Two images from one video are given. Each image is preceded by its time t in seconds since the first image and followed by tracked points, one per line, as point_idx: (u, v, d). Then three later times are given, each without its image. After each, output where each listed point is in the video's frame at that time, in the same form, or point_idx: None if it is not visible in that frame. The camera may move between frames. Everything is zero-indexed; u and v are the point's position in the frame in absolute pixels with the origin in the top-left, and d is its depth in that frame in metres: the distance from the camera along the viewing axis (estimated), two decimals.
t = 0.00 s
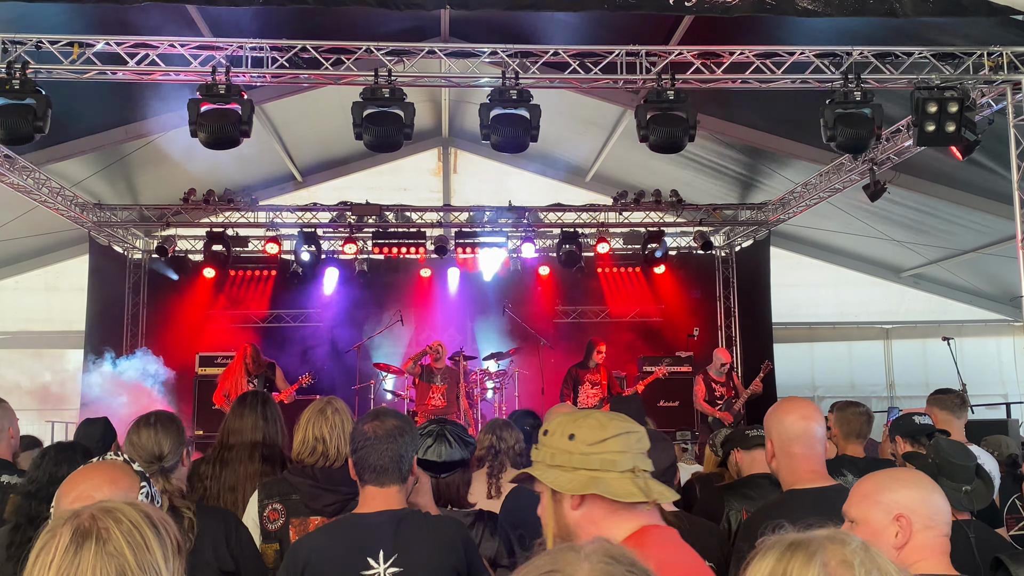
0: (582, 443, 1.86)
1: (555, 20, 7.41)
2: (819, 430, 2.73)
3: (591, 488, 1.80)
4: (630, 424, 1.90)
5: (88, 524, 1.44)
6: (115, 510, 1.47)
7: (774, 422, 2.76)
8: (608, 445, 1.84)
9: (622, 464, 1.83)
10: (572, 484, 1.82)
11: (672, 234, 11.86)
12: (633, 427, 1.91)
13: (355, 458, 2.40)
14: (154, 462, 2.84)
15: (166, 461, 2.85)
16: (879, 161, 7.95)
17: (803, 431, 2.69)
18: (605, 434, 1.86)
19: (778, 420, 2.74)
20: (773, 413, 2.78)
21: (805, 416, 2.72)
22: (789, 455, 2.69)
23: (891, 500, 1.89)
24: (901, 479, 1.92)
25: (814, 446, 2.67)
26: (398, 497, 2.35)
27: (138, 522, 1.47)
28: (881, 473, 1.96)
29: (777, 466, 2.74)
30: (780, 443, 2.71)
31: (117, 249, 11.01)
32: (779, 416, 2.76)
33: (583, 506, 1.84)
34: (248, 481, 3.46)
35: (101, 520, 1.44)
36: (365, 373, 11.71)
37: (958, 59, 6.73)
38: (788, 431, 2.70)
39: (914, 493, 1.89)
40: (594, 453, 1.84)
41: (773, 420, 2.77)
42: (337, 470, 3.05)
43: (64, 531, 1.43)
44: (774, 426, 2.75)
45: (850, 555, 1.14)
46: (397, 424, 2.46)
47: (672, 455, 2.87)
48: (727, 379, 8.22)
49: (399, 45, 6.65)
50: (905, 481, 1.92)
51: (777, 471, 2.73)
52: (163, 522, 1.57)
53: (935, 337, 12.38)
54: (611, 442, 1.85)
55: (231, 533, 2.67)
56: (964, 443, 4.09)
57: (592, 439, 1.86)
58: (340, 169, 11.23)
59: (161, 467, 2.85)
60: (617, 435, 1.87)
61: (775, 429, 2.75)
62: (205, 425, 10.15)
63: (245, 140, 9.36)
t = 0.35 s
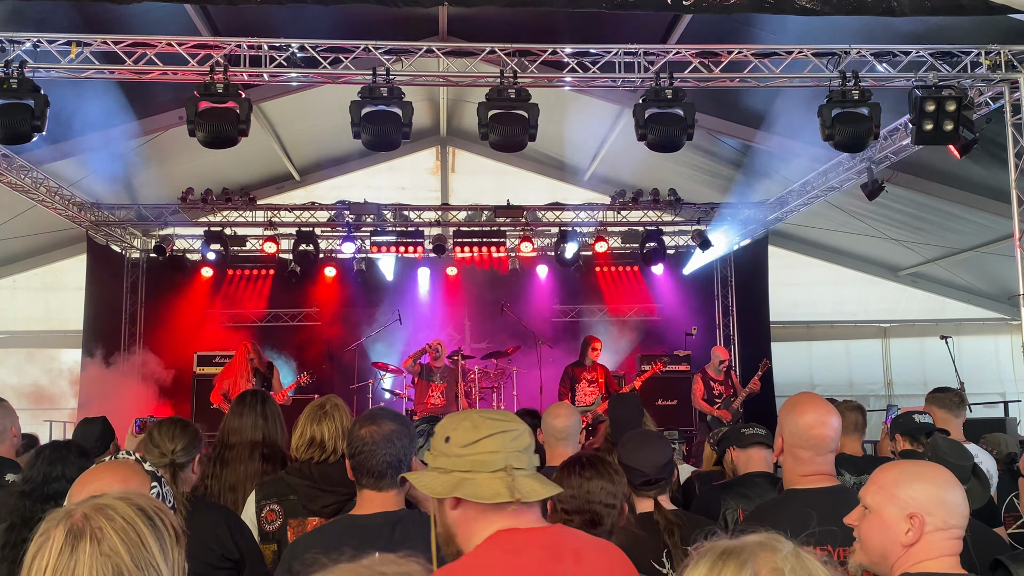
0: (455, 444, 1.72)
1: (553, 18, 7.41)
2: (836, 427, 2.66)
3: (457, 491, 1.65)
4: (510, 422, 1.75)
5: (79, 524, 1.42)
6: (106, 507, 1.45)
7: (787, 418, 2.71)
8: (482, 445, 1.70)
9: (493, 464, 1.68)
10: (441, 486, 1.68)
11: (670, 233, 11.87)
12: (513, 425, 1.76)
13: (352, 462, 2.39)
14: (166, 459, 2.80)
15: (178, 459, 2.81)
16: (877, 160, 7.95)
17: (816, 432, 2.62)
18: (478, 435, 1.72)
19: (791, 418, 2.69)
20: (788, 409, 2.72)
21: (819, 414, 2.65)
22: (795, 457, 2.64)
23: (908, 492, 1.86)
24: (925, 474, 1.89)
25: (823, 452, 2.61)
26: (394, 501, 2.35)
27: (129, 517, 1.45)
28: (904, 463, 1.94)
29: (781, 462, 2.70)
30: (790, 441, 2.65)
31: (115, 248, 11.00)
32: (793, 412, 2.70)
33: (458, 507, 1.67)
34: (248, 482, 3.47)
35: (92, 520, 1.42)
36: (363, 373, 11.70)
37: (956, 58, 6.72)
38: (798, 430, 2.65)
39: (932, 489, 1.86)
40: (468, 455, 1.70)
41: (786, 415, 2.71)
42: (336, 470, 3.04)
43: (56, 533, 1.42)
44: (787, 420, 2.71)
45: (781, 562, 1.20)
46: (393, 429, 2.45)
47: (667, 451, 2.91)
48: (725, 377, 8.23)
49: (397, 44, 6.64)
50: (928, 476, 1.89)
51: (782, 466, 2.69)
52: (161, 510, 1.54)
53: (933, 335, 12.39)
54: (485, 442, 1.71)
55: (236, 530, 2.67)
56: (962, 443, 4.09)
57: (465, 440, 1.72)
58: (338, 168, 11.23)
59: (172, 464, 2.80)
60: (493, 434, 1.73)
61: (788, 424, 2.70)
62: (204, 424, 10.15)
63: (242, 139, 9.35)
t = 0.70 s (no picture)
0: (393, 448, 1.72)
1: (549, 19, 7.42)
2: (834, 426, 2.65)
3: (394, 495, 1.66)
4: (444, 423, 1.75)
5: (78, 520, 1.39)
6: (105, 506, 1.42)
7: (783, 418, 2.69)
8: (419, 447, 1.70)
9: (428, 465, 1.68)
10: (381, 490, 1.68)
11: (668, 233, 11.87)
12: (448, 426, 1.75)
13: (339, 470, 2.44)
14: (166, 464, 2.78)
15: (178, 463, 2.79)
16: (873, 159, 7.96)
17: (815, 431, 2.60)
18: (415, 438, 1.72)
19: (788, 418, 2.67)
20: (784, 409, 2.71)
21: (817, 413, 2.63)
22: (794, 458, 2.63)
23: (891, 496, 1.86)
24: (903, 474, 1.89)
25: (822, 452, 2.60)
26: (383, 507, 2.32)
27: (128, 517, 1.41)
28: (883, 466, 1.95)
29: (779, 464, 2.68)
30: (788, 442, 2.64)
31: (111, 249, 11.00)
32: (790, 412, 2.68)
33: (401, 509, 1.67)
34: (246, 482, 3.46)
35: (91, 517, 1.39)
36: (360, 373, 11.70)
37: (952, 57, 6.73)
38: (796, 430, 2.63)
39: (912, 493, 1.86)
40: (407, 459, 1.70)
41: (783, 415, 2.70)
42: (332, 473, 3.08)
43: (53, 530, 1.38)
44: (784, 420, 2.69)
45: (784, 561, 1.20)
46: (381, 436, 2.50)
47: (665, 452, 2.89)
48: (722, 377, 8.24)
49: (394, 44, 6.65)
50: (907, 477, 1.89)
51: (779, 467, 2.67)
52: (161, 510, 1.51)
53: (930, 334, 12.40)
54: (421, 445, 1.71)
55: (239, 534, 2.68)
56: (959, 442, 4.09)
57: (402, 443, 1.72)
58: (335, 168, 11.22)
59: (173, 469, 2.78)
60: (429, 436, 1.72)
61: (785, 425, 2.68)
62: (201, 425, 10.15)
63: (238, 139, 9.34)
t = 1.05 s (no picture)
0: (398, 437, 1.80)
1: (544, 19, 7.42)
2: (826, 424, 2.64)
3: (396, 479, 1.74)
4: (449, 417, 1.83)
5: (66, 521, 1.39)
6: (93, 507, 1.42)
7: (775, 418, 2.68)
8: (423, 437, 1.78)
9: (430, 455, 1.76)
10: (383, 474, 1.77)
11: (664, 232, 11.89)
12: (452, 421, 1.83)
13: (326, 469, 2.40)
14: (163, 464, 2.75)
15: (174, 464, 2.75)
16: (868, 158, 7.97)
17: (807, 429, 2.59)
18: (420, 429, 1.80)
19: (780, 417, 2.65)
20: (774, 409, 2.71)
21: (808, 412, 2.63)
22: (787, 457, 2.62)
23: (891, 502, 1.74)
24: (909, 476, 1.76)
25: (815, 450, 2.59)
26: (373, 504, 2.37)
27: (117, 517, 1.41)
28: (888, 463, 1.82)
29: (772, 464, 2.68)
30: (781, 442, 2.63)
31: (106, 249, 10.98)
32: (781, 411, 2.67)
33: (402, 494, 1.76)
34: (239, 483, 3.45)
35: (80, 516, 1.39)
36: (355, 373, 11.69)
37: (947, 57, 6.73)
38: (788, 428, 2.62)
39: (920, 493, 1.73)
40: (410, 447, 1.78)
41: (775, 415, 2.68)
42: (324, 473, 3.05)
43: (41, 531, 1.38)
44: (778, 418, 2.68)
45: (851, 553, 1.17)
46: (367, 434, 2.50)
47: (654, 452, 2.89)
48: (718, 377, 8.25)
49: (389, 44, 6.64)
50: (913, 479, 1.76)
51: (773, 467, 2.67)
52: (150, 514, 1.50)
53: (925, 333, 12.42)
54: (425, 436, 1.79)
55: (219, 540, 2.66)
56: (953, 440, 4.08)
57: (407, 432, 1.80)
58: (329, 169, 11.20)
59: (168, 470, 2.75)
60: (432, 428, 1.80)
61: (777, 424, 2.67)
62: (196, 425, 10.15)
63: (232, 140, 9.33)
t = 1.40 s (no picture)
0: (327, 440, 1.88)
1: (539, 19, 7.42)
2: (821, 423, 2.64)
3: (324, 482, 1.81)
4: (375, 419, 1.90)
5: (53, 529, 1.36)
6: (81, 514, 1.40)
7: (769, 418, 2.68)
8: (350, 440, 1.86)
9: (356, 457, 1.83)
10: (312, 476, 1.85)
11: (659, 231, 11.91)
12: (378, 422, 1.90)
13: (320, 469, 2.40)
14: (137, 470, 2.67)
15: (149, 467, 2.68)
16: (864, 158, 7.97)
17: (802, 429, 2.59)
18: (347, 432, 1.87)
19: (775, 417, 2.65)
20: (769, 408, 2.70)
21: (803, 412, 2.62)
22: (782, 457, 2.60)
23: (873, 501, 1.75)
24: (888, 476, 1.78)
25: (810, 450, 2.58)
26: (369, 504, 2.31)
27: (105, 525, 1.40)
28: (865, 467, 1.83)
29: (766, 464, 2.66)
30: (775, 442, 2.62)
31: (102, 249, 10.96)
32: (776, 410, 2.67)
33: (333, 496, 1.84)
34: (234, 482, 3.45)
35: (68, 523, 1.37)
36: (351, 374, 11.69)
37: (942, 56, 6.74)
38: (783, 428, 2.62)
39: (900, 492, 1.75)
40: (339, 450, 1.85)
41: (770, 414, 2.68)
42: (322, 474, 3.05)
43: (26, 539, 1.36)
44: (772, 419, 2.67)
45: (917, 548, 1.19)
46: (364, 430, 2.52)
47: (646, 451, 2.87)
48: (714, 376, 8.27)
49: (384, 44, 6.63)
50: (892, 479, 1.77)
51: (767, 467, 2.65)
52: (134, 521, 1.50)
53: (921, 333, 12.44)
54: (352, 438, 1.86)
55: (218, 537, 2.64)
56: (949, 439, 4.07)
57: (335, 436, 1.87)
58: (324, 168, 11.20)
59: (144, 474, 2.68)
60: (359, 430, 1.88)
61: (772, 424, 2.67)
62: (191, 425, 10.14)
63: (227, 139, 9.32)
